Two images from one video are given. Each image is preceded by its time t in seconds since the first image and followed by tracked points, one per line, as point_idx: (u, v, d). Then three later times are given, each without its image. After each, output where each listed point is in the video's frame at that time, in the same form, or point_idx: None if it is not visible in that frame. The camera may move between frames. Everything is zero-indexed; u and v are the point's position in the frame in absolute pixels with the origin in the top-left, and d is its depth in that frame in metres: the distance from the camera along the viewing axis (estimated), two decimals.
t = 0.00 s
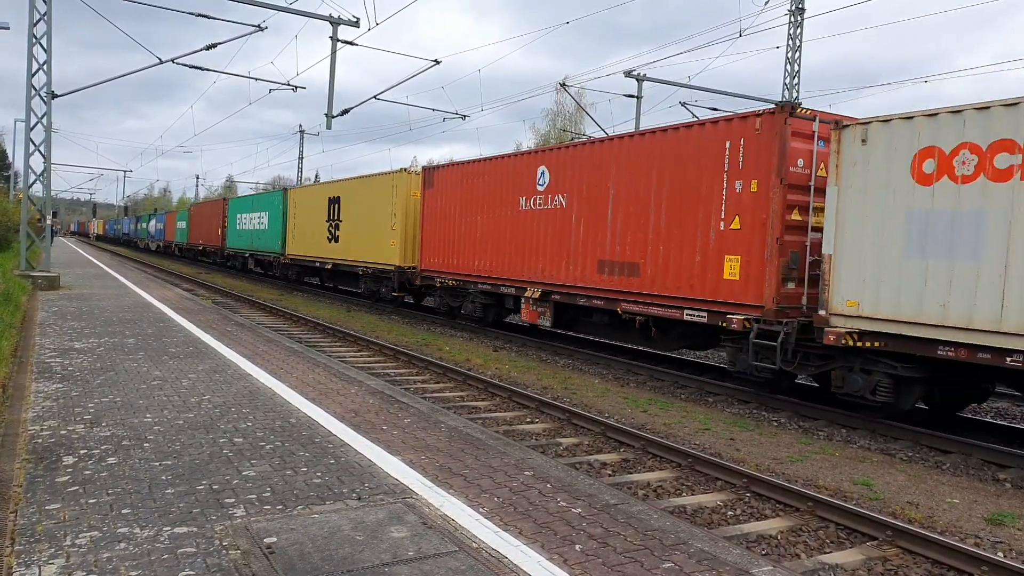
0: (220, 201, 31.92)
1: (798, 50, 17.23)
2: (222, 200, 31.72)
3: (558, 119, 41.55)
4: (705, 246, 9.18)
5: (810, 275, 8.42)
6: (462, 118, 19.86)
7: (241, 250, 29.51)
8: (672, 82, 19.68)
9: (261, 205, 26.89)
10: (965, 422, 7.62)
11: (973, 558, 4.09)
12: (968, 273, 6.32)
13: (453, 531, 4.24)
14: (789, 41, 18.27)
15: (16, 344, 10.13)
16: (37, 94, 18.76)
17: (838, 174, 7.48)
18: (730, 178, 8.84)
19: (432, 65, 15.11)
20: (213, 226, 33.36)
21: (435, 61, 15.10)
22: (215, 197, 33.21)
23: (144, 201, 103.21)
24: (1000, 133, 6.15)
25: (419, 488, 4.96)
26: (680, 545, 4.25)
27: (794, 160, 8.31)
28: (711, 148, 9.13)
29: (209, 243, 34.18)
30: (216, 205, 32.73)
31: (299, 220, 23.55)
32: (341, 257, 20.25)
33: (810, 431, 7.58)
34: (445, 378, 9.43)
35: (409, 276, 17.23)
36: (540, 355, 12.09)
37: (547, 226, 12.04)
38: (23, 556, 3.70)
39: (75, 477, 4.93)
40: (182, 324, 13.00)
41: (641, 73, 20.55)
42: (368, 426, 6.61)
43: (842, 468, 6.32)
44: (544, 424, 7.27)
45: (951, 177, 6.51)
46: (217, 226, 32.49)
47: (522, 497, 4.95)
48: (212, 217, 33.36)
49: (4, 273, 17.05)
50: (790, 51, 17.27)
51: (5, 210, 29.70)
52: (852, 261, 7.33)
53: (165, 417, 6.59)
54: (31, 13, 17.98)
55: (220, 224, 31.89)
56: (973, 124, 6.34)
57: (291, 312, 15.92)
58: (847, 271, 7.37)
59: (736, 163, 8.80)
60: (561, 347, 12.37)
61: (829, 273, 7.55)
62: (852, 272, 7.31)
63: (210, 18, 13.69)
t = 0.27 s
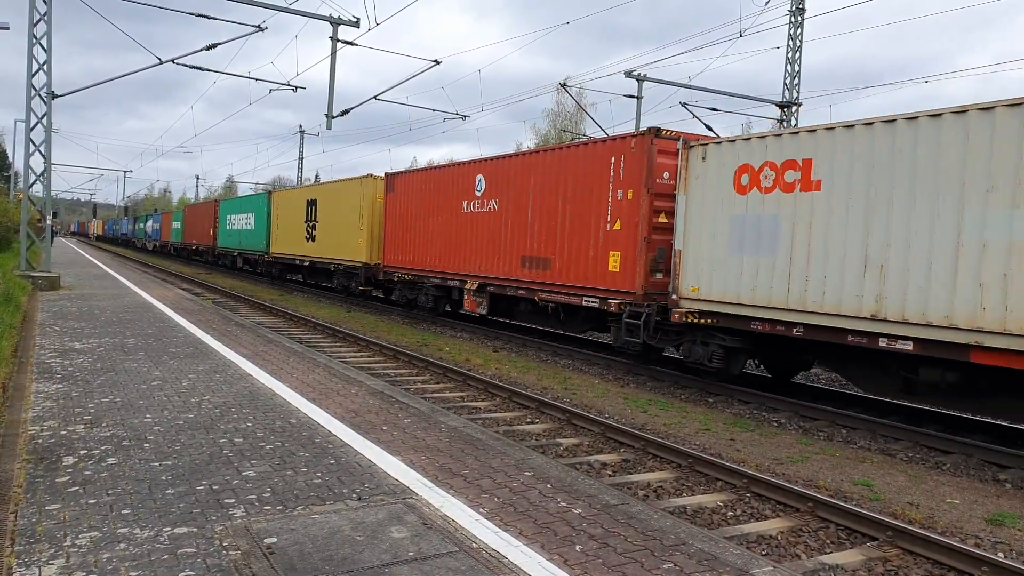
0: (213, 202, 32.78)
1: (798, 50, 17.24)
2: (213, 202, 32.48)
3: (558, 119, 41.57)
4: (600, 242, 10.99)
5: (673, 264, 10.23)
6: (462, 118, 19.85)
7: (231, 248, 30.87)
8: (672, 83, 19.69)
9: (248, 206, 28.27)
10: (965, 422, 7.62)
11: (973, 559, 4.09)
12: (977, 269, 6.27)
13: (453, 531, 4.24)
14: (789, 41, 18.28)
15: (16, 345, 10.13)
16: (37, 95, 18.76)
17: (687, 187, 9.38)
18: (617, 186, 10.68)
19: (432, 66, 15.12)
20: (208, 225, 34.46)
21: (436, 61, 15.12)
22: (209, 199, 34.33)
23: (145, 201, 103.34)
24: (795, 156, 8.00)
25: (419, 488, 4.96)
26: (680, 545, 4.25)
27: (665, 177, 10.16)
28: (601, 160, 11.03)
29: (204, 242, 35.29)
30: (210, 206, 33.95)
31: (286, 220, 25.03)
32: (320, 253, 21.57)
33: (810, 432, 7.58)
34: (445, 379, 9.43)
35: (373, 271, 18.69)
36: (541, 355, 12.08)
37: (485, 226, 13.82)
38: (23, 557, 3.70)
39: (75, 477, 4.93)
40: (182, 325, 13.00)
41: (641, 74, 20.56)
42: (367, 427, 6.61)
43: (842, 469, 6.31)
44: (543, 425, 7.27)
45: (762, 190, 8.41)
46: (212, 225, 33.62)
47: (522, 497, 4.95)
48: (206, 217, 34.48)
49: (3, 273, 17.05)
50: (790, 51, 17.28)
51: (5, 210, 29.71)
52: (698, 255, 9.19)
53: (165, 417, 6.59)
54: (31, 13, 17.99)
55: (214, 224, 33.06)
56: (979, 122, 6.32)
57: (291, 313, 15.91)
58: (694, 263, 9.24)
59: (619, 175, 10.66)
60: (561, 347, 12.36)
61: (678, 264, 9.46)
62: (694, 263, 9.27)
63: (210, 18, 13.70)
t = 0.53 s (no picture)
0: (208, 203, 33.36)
1: (798, 50, 17.24)
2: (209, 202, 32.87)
3: (559, 119, 41.57)
4: (524, 238, 12.75)
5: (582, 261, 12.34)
6: (463, 118, 19.82)
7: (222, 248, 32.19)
8: (673, 82, 19.68)
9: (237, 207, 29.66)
10: (965, 422, 7.62)
11: (973, 558, 4.09)
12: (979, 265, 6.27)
13: (453, 531, 4.24)
14: (789, 41, 18.28)
15: (16, 345, 10.13)
16: (36, 95, 18.75)
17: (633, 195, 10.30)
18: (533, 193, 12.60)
19: (432, 65, 15.12)
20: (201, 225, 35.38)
21: (435, 61, 15.12)
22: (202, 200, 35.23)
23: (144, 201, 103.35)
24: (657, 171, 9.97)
25: (419, 488, 4.95)
26: (680, 545, 4.25)
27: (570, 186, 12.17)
28: (521, 171, 12.92)
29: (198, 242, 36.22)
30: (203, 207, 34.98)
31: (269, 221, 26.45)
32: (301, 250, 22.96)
33: (810, 431, 7.58)
34: (445, 379, 9.43)
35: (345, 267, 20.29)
36: (540, 355, 12.07)
37: (439, 226, 15.46)
38: (22, 557, 3.70)
39: (75, 477, 4.93)
40: (182, 325, 13.00)
41: (641, 73, 20.54)
42: (367, 427, 6.60)
43: (842, 468, 6.32)
44: (544, 425, 7.27)
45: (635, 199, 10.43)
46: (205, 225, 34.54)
47: (522, 497, 4.95)
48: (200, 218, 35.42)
49: (3, 273, 17.05)
50: (790, 50, 17.28)
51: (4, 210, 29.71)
52: (592, 253, 11.20)
53: (165, 417, 6.59)
54: (30, 13, 17.98)
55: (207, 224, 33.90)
56: (979, 121, 6.35)
57: (291, 313, 15.91)
58: (590, 259, 11.18)
59: (538, 183, 12.51)
60: (560, 347, 12.36)
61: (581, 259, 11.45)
62: (592, 258, 11.19)
63: (209, 18, 13.69)
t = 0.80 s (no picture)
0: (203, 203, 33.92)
1: (798, 50, 17.24)
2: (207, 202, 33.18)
3: (559, 118, 41.58)
4: (468, 235, 14.55)
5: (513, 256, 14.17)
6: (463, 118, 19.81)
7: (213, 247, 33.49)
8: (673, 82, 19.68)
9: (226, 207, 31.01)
10: (965, 422, 7.62)
11: (972, 558, 4.09)
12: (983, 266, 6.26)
13: (454, 531, 4.24)
14: (789, 40, 18.28)
15: (15, 344, 10.12)
16: (36, 94, 18.74)
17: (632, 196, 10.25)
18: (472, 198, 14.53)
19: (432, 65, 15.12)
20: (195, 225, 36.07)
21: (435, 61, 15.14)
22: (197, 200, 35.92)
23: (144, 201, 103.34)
24: (565, 179, 11.76)
25: (420, 488, 4.95)
26: (680, 544, 4.25)
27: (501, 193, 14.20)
28: (462, 179, 14.86)
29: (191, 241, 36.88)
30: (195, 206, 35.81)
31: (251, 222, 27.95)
32: (278, 250, 24.66)
33: (810, 431, 7.57)
34: (445, 378, 9.44)
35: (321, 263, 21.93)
36: (540, 355, 12.07)
37: (401, 225, 17.11)
38: (22, 556, 3.69)
39: (75, 477, 4.93)
40: (182, 324, 13.00)
41: (641, 73, 20.54)
42: (367, 426, 6.60)
43: (842, 468, 6.32)
44: (544, 424, 7.27)
45: (548, 203, 12.30)
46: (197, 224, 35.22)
47: (522, 497, 4.95)
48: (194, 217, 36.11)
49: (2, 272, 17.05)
50: (790, 50, 17.28)
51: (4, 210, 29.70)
52: (518, 249, 13.02)
53: (165, 417, 6.59)
54: (30, 12, 17.97)
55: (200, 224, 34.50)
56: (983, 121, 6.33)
57: (291, 312, 15.90)
58: (515, 255, 13.01)
59: (477, 188, 14.41)
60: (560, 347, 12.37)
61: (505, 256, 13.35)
62: (515, 255, 13.07)
63: (209, 18, 13.69)
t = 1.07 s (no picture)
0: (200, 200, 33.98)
1: (798, 49, 17.21)
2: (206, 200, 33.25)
3: (559, 117, 41.53)
4: (422, 233, 16.11)
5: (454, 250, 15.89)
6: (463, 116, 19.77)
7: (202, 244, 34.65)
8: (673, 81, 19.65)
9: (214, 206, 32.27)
10: (964, 421, 7.62)
11: (971, 557, 4.10)
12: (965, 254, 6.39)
13: (453, 529, 4.24)
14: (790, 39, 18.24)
15: (15, 342, 10.11)
16: (35, 92, 18.72)
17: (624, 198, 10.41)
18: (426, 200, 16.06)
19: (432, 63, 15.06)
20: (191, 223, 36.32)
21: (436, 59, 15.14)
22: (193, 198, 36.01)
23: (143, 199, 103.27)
24: (496, 184, 13.47)
25: (419, 486, 4.95)
26: (680, 543, 4.25)
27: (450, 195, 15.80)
28: (416, 180, 16.37)
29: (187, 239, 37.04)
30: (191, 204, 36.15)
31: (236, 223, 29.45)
32: (261, 248, 26.07)
33: (809, 430, 7.58)
34: (444, 377, 9.44)
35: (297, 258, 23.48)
36: (540, 354, 12.07)
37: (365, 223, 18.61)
38: (22, 554, 3.69)
39: (74, 475, 4.93)
40: (181, 323, 12.99)
41: (642, 72, 20.51)
42: (367, 425, 6.60)
43: (841, 467, 6.32)
44: (544, 423, 7.27)
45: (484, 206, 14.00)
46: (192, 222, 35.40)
47: (522, 495, 4.95)
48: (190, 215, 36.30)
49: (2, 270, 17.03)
50: (791, 49, 17.26)
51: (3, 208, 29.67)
52: (461, 245, 14.62)
53: (164, 415, 6.58)
54: (29, 10, 17.95)
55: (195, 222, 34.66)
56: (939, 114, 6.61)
57: (291, 311, 15.90)
58: (458, 250, 14.59)
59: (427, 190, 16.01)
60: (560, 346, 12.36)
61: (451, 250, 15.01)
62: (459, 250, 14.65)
63: (209, 16, 13.67)
